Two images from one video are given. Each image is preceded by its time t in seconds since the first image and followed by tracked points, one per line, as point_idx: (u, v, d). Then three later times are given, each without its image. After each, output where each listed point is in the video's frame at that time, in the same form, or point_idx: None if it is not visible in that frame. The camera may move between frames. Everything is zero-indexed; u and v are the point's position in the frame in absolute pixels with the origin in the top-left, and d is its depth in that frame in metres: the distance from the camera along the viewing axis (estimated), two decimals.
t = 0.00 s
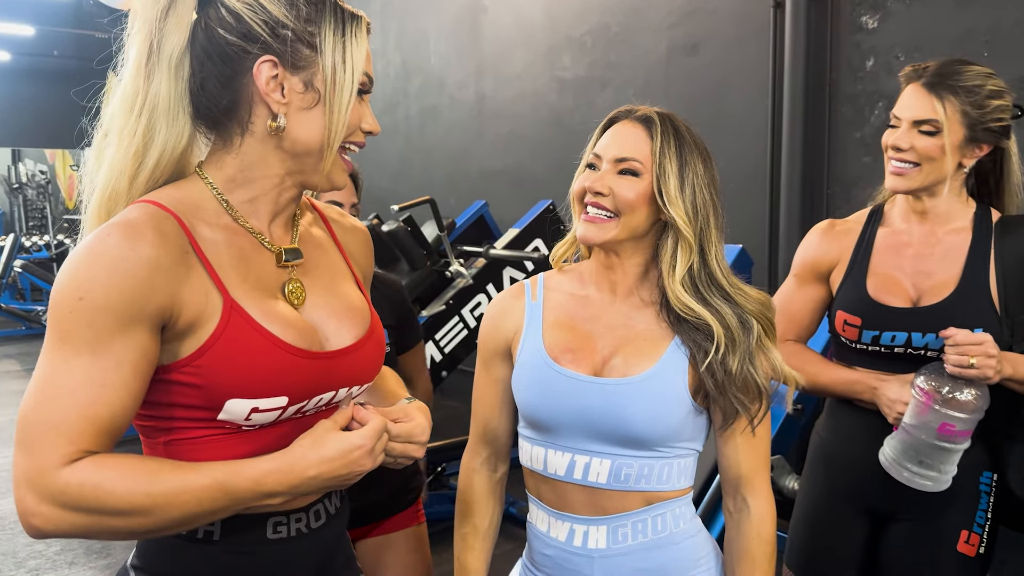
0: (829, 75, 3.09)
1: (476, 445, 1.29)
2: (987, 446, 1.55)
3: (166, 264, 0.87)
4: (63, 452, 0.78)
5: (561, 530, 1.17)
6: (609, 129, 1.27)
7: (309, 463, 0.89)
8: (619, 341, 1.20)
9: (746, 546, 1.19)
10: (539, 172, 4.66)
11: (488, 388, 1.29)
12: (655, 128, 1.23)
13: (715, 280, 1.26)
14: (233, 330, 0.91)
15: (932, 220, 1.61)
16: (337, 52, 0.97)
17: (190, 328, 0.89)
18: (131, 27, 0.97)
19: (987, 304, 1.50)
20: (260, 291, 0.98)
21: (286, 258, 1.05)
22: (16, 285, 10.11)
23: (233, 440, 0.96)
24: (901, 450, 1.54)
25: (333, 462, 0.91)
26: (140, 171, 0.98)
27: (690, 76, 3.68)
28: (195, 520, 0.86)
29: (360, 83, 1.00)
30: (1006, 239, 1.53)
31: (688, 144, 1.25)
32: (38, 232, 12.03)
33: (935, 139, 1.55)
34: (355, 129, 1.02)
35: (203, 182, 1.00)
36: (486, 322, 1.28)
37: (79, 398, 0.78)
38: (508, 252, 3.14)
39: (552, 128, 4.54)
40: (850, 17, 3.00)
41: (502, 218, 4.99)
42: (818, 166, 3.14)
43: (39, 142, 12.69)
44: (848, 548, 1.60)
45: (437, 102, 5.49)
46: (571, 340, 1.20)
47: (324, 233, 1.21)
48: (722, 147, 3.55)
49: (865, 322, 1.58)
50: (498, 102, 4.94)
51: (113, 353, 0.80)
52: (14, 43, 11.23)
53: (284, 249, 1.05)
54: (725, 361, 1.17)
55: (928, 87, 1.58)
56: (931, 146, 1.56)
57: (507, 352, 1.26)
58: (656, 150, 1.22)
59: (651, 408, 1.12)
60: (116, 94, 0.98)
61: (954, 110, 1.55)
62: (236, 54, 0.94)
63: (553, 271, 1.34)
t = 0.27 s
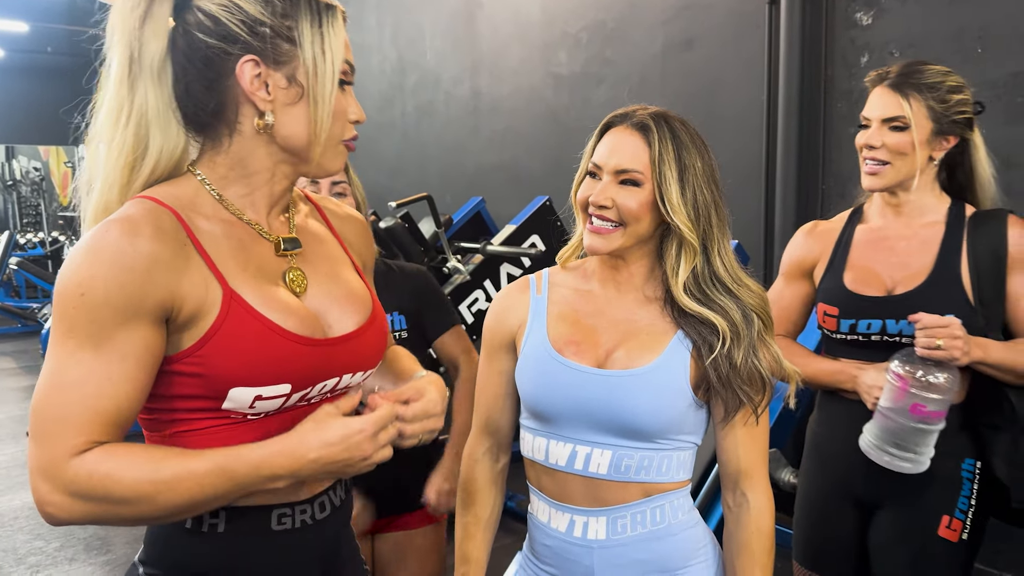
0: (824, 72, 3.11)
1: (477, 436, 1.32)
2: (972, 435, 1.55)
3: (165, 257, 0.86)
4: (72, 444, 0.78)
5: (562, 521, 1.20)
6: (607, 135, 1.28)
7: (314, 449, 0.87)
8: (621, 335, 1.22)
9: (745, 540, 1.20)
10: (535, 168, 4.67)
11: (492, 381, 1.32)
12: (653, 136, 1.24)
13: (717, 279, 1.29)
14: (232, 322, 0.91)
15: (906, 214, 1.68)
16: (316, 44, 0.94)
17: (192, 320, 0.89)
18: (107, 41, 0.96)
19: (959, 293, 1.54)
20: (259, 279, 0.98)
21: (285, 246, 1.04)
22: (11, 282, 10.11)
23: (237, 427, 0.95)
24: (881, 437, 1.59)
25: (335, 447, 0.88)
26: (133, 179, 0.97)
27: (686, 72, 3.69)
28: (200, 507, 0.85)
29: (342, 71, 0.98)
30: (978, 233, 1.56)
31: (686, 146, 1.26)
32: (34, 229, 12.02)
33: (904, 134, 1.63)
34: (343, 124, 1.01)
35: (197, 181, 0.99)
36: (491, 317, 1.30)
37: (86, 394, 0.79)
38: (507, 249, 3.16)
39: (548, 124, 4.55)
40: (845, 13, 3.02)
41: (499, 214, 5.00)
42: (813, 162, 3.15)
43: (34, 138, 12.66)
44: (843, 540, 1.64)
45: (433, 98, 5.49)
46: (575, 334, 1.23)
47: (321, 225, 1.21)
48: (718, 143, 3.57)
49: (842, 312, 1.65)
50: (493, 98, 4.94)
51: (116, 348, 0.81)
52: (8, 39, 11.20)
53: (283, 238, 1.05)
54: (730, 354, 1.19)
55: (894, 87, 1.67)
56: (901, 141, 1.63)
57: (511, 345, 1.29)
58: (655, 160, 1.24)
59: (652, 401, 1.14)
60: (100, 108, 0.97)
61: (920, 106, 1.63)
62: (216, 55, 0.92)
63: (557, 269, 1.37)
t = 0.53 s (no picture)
0: (820, 71, 3.15)
1: (487, 429, 1.36)
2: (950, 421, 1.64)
3: (145, 263, 0.87)
4: (62, 454, 0.80)
5: (566, 511, 1.25)
6: (613, 133, 1.32)
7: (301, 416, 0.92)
8: (624, 332, 1.26)
9: (742, 532, 1.25)
10: (534, 166, 4.71)
11: (498, 376, 1.36)
12: (658, 134, 1.28)
13: (717, 276, 1.32)
14: (215, 325, 0.94)
15: (877, 213, 1.79)
16: (285, 45, 0.98)
17: (173, 326, 0.91)
18: (70, 44, 0.95)
19: (926, 288, 1.65)
20: (234, 278, 1.02)
21: (259, 248, 1.09)
22: (11, 278, 10.13)
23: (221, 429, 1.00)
24: (856, 425, 1.71)
25: (324, 411, 0.93)
26: (97, 181, 0.96)
27: (684, 71, 3.73)
28: (198, 496, 0.89)
29: (310, 69, 1.02)
30: (944, 231, 1.65)
31: (689, 148, 1.29)
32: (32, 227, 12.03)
33: (875, 137, 1.73)
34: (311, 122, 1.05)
35: (168, 186, 1.01)
36: (497, 315, 1.35)
37: (69, 401, 0.80)
38: (506, 246, 3.20)
39: (547, 122, 4.58)
40: (842, 14, 3.05)
41: (498, 212, 5.03)
42: (809, 160, 3.19)
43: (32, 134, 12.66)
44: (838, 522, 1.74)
45: (432, 96, 5.52)
46: (578, 331, 1.27)
47: (285, 224, 1.27)
48: (715, 141, 3.61)
49: (817, 307, 1.80)
50: (493, 96, 4.98)
51: (99, 354, 0.82)
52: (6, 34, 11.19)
53: (255, 240, 1.09)
54: (728, 350, 1.23)
55: (861, 95, 1.78)
56: (872, 145, 1.74)
57: (516, 342, 1.33)
58: (660, 157, 1.27)
59: (653, 397, 1.18)
60: (59, 111, 0.96)
61: (886, 110, 1.74)
62: (187, 56, 0.94)
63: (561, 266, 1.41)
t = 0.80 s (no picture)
0: (824, 72, 3.20)
1: (502, 424, 1.42)
2: (939, 411, 1.76)
3: (128, 273, 0.83)
4: (31, 471, 0.74)
5: (577, 499, 1.30)
6: (623, 140, 1.37)
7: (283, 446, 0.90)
8: (633, 329, 1.32)
9: (745, 523, 1.30)
10: (538, 165, 4.76)
11: (513, 371, 1.42)
12: (667, 142, 1.34)
13: (722, 274, 1.37)
14: (201, 337, 0.90)
15: (864, 216, 1.89)
16: (264, 56, 0.95)
17: (153, 337, 0.87)
18: (42, 33, 0.90)
19: (910, 285, 1.76)
20: (209, 283, 0.97)
21: (234, 256, 1.04)
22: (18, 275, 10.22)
23: (202, 437, 0.97)
24: (846, 416, 1.82)
25: (305, 444, 0.92)
26: (61, 178, 0.90)
27: (688, 72, 3.78)
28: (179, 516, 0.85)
29: (285, 82, 0.99)
30: (927, 231, 1.75)
31: (696, 153, 1.35)
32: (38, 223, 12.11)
33: (857, 144, 1.83)
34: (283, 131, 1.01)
35: (143, 193, 0.95)
36: (512, 313, 1.41)
37: (44, 416, 0.75)
38: (512, 244, 3.26)
39: (552, 121, 4.63)
40: (844, 16, 3.10)
41: (504, 211, 5.08)
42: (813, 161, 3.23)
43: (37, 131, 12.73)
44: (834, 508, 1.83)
45: (438, 95, 5.57)
46: (590, 328, 1.32)
47: (256, 231, 1.22)
48: (719, 142, 3.66)
49: (809, 306, 1.90)
50: (498, 96, 5.03)
51: (78, 368, 0.77)
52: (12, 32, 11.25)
53: (229, 247, 1.04)
54: (733, 345, 1.28)
55: (841, 106, 1.88)
56: (855, 151, 1.83)
57: (530, 339, 1.40)
58: (668, 163, 1.33)
59: (661, 392, 1.24)
60: (24, 100, 0.90)
61: (865, 119, 1.83)
62: (163, 56, 0.90)
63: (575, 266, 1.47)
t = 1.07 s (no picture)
0: (830, 76, 3.24)
1: (516, 416, 1.48)
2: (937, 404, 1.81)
3: (151, 268, 0.88)
4: (69, 455, 0.79)
5: (586, 489, 1.36)
6: (636, 144, 1.42)
7: (307, 422, 0.95)
8: (640, 326, 1.37)
9: (746, 511, 1.35)
10: (547, 166, 4.82)
11: (526, 366, 1.48)
12: (680, 145, 1.39)
13: (728, 273, 1.42)
14: (221, 326, 0.94)
15: (860, 214, 1.95)
16: (279, 64, 1.00)
17: (176, 327, 0.92)
18: (66, 41, 0.92)
19: (908, 280, 1.81)
20: (229, 276, 1.02)
21: (253, 251, 1.08)
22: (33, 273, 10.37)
23: (224, 421, 1.00)
24: (848, 410, 1.83)
25: (324, 423, 0.96)
26: (94, 182, 0.93)
27: (696, 75, 3.83)
28: (205, 495, 0.89)
29: (300, 88, 1.04)
30: (923, 229, 1.81)
31: (707, 157, 1.40)
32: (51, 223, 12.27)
33: (851, 145, 1.88)
34: (299, 133, 1.06)
35: (169, 196, 1.01)
36: (526, 310, 1.47)
37: (76, 404, 0.79)
38: (522, 245, 3.32)
39: (562, 123, 4.68)
40: (850, 21, 3.15)
41: (513, 212, 5.14)
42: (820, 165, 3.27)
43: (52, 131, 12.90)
44: (838, 504, 1.88)
45: (448, 97, 5.64)
46: (599, 324, 1.38)
47: (277, 228, 1.27)
48: (726, 144, 3.71)
49: (809, 303, 1.96)
50: (507, 98, 5.10)
51: (108, 358, 0.82)
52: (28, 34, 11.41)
53: (248, 242, 1.09)
54: (738, 340, 1.33)
55: (833, 110, 1.93)
56: (850, 152, 1.89)
57: (541, 335, 1.46)
58: (681, 165, 1.38)
59: (667, 386, 1.29)
60: (50, 106, 0.92)
61: (858, 120, 1.89)
62: (185, 66, 0.94)
63: (587, 266, 1.53)
